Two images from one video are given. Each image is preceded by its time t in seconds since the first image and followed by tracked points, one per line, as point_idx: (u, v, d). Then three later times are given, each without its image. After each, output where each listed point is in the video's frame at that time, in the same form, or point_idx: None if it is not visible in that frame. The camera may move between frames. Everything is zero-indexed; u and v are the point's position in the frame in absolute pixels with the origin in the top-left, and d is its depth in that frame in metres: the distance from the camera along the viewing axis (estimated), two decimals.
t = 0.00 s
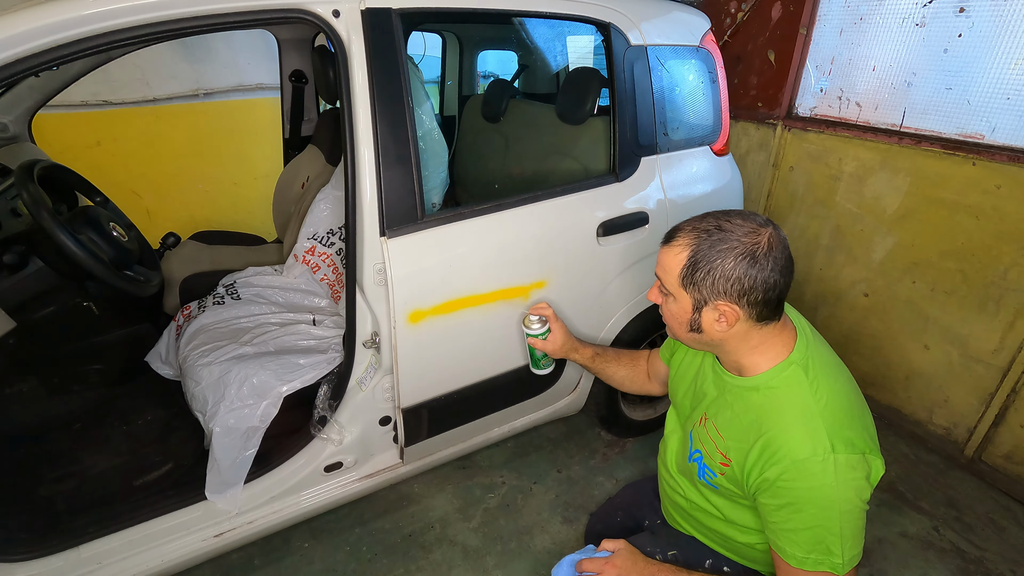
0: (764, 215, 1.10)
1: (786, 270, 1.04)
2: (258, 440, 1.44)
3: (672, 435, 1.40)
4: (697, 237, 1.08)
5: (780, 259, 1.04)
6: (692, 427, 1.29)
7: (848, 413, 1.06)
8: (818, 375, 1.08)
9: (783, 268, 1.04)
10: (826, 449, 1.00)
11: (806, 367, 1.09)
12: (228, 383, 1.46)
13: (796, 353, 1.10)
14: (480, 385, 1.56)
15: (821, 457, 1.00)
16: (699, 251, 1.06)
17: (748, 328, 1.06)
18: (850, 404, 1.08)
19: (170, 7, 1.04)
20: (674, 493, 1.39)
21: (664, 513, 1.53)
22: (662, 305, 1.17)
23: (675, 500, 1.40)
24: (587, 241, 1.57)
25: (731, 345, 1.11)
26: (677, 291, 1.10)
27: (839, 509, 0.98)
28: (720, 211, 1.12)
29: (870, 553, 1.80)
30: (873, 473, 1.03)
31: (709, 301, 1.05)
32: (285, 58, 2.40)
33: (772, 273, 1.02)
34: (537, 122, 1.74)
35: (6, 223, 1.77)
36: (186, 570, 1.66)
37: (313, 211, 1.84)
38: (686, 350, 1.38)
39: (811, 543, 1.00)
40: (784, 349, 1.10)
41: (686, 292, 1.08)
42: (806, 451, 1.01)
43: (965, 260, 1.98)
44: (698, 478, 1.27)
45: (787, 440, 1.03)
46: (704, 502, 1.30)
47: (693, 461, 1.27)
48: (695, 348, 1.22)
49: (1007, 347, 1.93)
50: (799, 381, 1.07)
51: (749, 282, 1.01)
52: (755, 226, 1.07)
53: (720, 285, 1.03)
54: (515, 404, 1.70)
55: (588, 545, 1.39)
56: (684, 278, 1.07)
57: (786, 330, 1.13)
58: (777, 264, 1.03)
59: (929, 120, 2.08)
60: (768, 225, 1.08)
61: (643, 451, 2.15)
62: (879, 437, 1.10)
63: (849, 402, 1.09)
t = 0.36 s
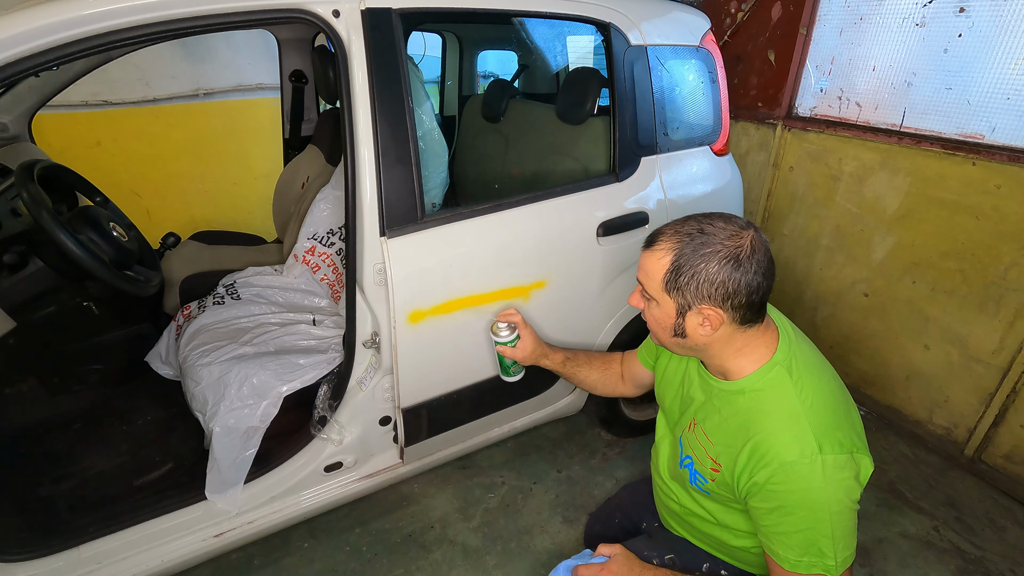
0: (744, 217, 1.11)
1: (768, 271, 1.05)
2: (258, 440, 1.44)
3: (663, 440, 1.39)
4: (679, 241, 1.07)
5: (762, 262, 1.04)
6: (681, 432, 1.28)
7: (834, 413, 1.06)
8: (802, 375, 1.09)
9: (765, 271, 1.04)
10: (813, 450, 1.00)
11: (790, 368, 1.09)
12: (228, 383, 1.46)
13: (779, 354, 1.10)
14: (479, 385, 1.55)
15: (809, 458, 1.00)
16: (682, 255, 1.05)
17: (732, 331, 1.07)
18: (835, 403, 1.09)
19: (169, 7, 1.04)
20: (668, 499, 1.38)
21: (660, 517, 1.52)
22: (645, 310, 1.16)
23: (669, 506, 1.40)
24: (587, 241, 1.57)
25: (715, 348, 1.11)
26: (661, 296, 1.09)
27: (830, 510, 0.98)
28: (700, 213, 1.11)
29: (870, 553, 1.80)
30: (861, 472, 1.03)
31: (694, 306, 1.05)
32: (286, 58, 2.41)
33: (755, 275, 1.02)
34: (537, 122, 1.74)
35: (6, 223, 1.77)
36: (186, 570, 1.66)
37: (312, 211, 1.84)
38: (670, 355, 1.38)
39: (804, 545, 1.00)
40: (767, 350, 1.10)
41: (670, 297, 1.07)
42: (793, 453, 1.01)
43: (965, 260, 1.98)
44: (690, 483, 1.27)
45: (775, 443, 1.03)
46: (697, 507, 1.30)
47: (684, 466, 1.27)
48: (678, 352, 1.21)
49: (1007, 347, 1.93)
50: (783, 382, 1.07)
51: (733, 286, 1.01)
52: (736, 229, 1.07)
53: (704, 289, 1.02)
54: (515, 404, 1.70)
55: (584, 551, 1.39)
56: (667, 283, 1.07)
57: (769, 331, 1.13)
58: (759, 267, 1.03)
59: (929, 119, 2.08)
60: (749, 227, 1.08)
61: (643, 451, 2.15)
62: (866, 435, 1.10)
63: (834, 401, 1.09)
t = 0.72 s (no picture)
0: (737, 217, 1.11)
1: (762, 270, 1.05)
2: (258, 440, 1.44)
3: (661, 443, 1.39)
4: (674, 241, 1.07)
5: (756, 260, 1.05)
6: (680, 433, 1.28)
7: (830, 408, 1.07)
8: (798, 372, 1.09)
9: (759, 269, 1.05)
10: (813, 446, 1.01)
11: (786, 364, 1.10)
12: (228, 383, 1.46)
13: (773, 351, 1.11)
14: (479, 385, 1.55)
15: (809, 454, 1.00)
16: (678, 255, 1.05)
17: (728, 330, 1.06)
18: (831, 399, 1.09)
19: (169, 7, 1.04)
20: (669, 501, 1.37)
21: (660, 520, 1.51)
22: (639, 311, 1.15)
23: (669, 508, 1.39)
24: (587, 241, 1.57)
25: (711, 348, 1.10)
26: (656, 296, 1.08)
27: (832, 505, 0.98)
28: (693, 213, 1.12)
29: (871, 553, 1.80)
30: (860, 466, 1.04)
31: (690, 305, 1.04)
32: (286, 58, 2.41)
33: (750, 274, 1.03)
34: (537, 123, 1.74)
35: (6, 223, 1.77)
36: (186, 570, 1.66)
37: (312, 211, 1.84)
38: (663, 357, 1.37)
39: (806, 542, 1.00)
40: (762, 348, 1.11)
41: (666, 297, 1.06)
42: (793, 448, 1.01)
43: (965, 260, 1.98)
44: (690, 484, 1.26)
45: (775, 440, 1.03)
46: (697, 508, 1.29)
47: (683, 466, 1.26)
48: (672, 353, 1.21)
49: (1007, 347, 1.93)
50: (780, 379, 1.08)
51: (730, 284, 1.01)
52: (729, 227, 1.08)
53: (700, 288, 1.02)
54: (515, 403, 1.70)
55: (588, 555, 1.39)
56: (662, 282, 1.06)
57: (763, 328, 1.13)
58: (754, 266, 1.04)
59: (929, 119, 2.08)
60: (742, 226, 1.09)
61: (643, 451, 2.15)
62: (863, 431, 1.11)
63: (831, 395, 1.10)
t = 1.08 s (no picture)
0: (747, 209, 1.11)
1: (770, 262, 1.05)
2: (258, 440, 1.44)
3: (662, 438, 1.39)
4: (682, 231, 1.07)
5: (764, 252, 1.05)
6: (681, 427, 1.28)
7: (834, 407, 1.06)
8: (803, 370, 1.09)
9: (767, 261, 1.04)
10: (812, 442, 1.01)
11: (791, 361, 1.09)
12: (228, 383, 1.46)
13: (779, 347, 1.10)
14: (479, 385, 1.55)
15: (807, 450, 1.00)
16: (685, 245, 1.05)
17: (734, 323, 1.06)
18: (835, 399, 1.09)
19: (169, 7, 1.04)
20: (666, 497, 1.38)
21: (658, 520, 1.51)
22: (647, 301, 1.16)
23: (665, 504, 1.40)
24: (587, 241, 1.57)
25: (717, 340, 1.11)
26: (662, 286, 1.09)
27: (827, 504, 0.98)
28: (703, 205, 1.11)
29: (871, 553, 1.80)
30: (860, 468, 1.03)
31: (696, 295, 1.04)
32: (285, 58, 2.41)
33: (758, 265, 1.02)
34: (537, 123, 1.74)
35: (6, 223, 1.77)
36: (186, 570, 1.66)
37: (312, 211, 1.84)
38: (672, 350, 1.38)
39: (799, 539, 1.00)
40: (768, 344, 1.11)
41: (672, 287, 1.07)
42: (792, 444, 1.01)
43: (965, 260, 1.98)
44: (688, 478, 1.27)
45: (774, 435, 1.03)
46: (694, 505, 1.29)
47: (682, 460, 1.26)
48: (679, 345, 1.21)
49: (1007, 347, 1.93)
50: (784, 376, 1.07)
51: (736, 276, 1.01)
52: (739, 219, 1.07)
53: (707, 279, 1.02)
54: (515, 404, 1.70)
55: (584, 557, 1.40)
56: (669, 273, 1.06)
57: (770, 324, 1.13)
58: (762, 257, 1.04)
59: (929, 119, 2.08)
60: (751, 219, 1.08)
61: (643, 451, 2.15)
62: (866, 433, 1.10)
63: (835, 395, 1.09)
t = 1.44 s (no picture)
0: (775, 205, 1.10)
1: (797, 260, 1.04)
2: (258, 440, 1.44)
3: (674, 433, 1.40)
4: (707, 225, 1.07)
5: (791, 249, 1.04)
6: (694, 422, 1.28)
7: (852, 410, 1.06)
8: (823, 371, 1.08)
9: (794, 258, 1.03)
10: (826, 442, 1.00)
11: (811, 361, 1.09)
12: (228, 383, 1.46)
13: (801, 347, 1.10)
14: (480, 385, 1.55)
15: (821, 450, 1.00)
16: (709, 238, 1.06)
17: (755, 318, 1.06)
18: (854, 402, 1.08)
19: (168, 7, 1.04)
20: (673, 491, 1.38)
21: (662, 516, 1.52)
22: (671, 293, 1.17)
23: (672, 498, 1.40)
24: (587, 241, 1.57)
25: (737, 335, 1.11)
26: (685, 278, 1.10)
27: (837, 504, 0.98)
28: (731, 200, 1.11)
29: (871, 553, 1.80)
30: (872, 472, 1.03)
31: (717, 288, 1.05)
32: (285, 59, 2.41)
33: (782, 262, 1.01)
34: (537, 123, 1.74)
35: (6, 223, 1.77)
36: (186, 570, 1.66)
37: (312, 211, 1.84)
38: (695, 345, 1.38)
39: (806, 538, 1.00)
40: (789, 343, 1.10)
41: (694, 279, 1.08)
42: (806, 443, 1.01)
43: (965, 260, 1.98)
44: (697, 472, 1.27)
45: (789, 433, 1.03)
46: (701, 499, 1.30)
47: (693, 454, 1.27)
48: (700, 339, 1.22)
49: (1007, 347, 1.94)
50: (802, 375, 1.07)
51: (759, 271, 1.01)
52: (766, 215, 1.07)
53: (728, 272, 1.03)
54: (515, 403, 1.70)
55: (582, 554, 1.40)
56: (692, 265, 1.07)
57: (793, 324, 1.12)
58: (787, 254, 1.03)
59: (929, 119, 2.08)
60: (779, 215, 1.07)
61: (643, 451, 2.15)
62: (882, 439, 1.09)
63: (853, 399, 1.09)
